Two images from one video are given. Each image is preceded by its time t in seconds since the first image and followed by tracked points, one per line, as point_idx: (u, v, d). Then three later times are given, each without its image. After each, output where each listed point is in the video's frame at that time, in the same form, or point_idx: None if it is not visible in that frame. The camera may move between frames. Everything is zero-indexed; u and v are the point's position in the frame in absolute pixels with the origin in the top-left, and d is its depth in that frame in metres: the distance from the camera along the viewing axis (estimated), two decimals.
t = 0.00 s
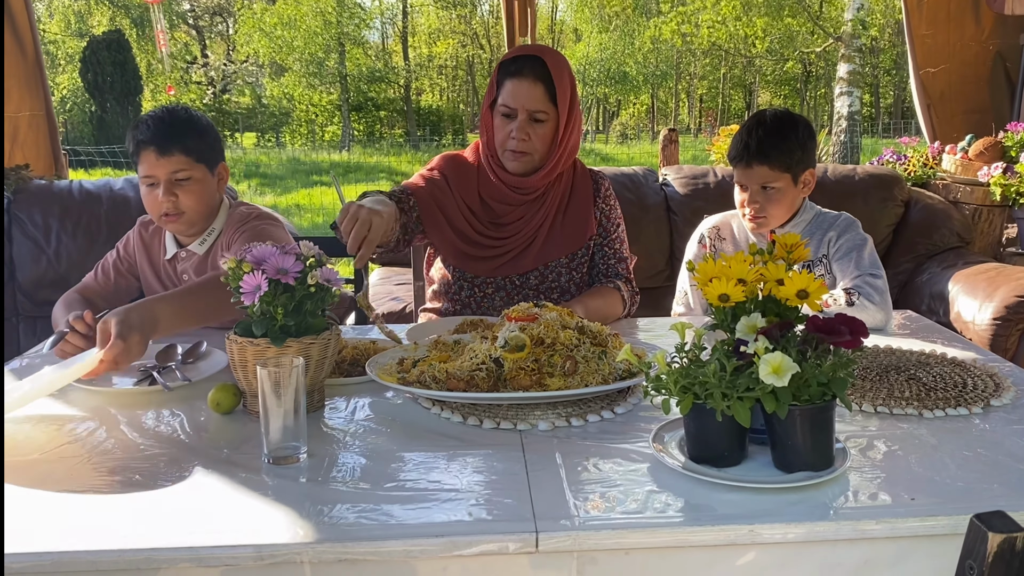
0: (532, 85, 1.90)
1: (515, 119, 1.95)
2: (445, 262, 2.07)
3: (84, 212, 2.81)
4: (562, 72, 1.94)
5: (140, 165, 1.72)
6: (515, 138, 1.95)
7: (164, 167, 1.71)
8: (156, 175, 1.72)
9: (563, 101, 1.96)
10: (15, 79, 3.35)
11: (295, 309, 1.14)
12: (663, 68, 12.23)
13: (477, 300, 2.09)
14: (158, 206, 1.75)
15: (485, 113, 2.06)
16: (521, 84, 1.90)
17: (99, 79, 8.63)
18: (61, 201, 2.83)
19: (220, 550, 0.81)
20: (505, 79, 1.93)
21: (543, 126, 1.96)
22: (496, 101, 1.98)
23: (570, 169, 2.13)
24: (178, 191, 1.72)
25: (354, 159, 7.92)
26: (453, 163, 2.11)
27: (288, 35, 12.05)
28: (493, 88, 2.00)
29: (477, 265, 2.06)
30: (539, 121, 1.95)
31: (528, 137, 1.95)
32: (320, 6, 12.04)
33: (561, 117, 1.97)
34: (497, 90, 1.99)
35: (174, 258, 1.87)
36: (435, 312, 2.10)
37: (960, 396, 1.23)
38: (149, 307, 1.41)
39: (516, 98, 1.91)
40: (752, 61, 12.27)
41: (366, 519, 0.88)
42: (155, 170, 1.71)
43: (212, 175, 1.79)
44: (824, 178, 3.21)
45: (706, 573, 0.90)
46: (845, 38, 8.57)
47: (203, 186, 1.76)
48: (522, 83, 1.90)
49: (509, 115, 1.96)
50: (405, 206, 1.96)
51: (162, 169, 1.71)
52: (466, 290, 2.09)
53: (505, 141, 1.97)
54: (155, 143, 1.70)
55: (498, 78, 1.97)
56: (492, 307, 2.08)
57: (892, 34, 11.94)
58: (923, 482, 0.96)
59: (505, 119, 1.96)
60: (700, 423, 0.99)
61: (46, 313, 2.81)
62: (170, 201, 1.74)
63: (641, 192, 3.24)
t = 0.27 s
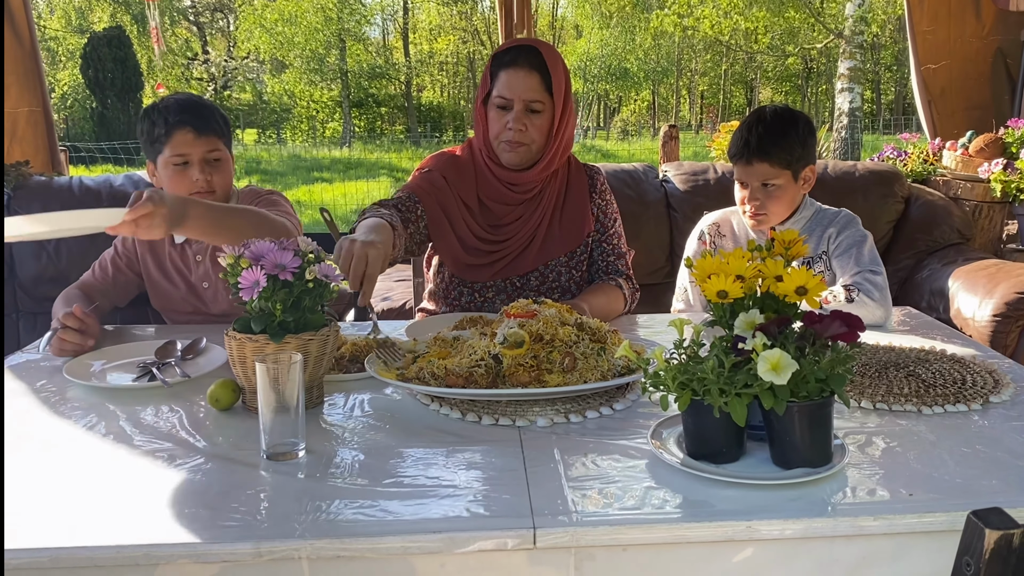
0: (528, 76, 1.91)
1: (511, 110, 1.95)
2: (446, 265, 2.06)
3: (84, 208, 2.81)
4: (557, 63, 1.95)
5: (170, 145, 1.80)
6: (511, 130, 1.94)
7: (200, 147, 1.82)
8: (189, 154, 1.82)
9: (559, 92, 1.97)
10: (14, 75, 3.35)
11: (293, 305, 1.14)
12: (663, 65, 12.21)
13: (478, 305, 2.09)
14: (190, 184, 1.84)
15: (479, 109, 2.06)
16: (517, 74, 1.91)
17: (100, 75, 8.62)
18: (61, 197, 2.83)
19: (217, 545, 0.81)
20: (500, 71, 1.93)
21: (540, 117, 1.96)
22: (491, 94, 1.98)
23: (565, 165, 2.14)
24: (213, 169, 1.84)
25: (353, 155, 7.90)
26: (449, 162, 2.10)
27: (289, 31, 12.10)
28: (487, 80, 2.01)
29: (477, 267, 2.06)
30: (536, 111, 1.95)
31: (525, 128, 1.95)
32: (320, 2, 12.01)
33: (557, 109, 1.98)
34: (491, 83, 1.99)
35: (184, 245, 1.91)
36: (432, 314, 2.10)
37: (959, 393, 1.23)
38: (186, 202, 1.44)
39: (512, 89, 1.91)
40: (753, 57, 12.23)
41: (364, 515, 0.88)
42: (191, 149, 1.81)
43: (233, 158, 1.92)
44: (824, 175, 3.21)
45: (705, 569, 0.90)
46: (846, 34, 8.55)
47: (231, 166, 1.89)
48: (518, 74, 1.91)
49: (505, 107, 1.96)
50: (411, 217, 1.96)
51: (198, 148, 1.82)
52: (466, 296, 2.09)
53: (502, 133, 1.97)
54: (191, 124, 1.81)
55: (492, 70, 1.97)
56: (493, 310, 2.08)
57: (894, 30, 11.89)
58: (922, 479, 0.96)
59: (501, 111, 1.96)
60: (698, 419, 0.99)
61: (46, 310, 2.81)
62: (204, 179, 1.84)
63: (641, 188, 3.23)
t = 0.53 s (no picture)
0: (523, 73, 1.92)
1: (507, 110, 1.94)
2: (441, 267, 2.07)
3: (84, 204, 2.81)
4: (552, 62, 1.95)
5: (185, 138, 1.77)
6: (509, 129, 1.93)
7: (215, 139, 1.80)
8: (205, 147, 1.79)
9: (554, 90, 1.96)
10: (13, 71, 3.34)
11: (294, 301, 1.14)
12: (665, 61, 12.16)
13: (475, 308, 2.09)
14: (208, 176, 1.82)
15: (476, 108, 2.06)
16: (514, 73, 1.91)
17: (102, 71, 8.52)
18: (61, 193, 2.82)
19: (217, 541, 0.82)
20: (496, 70, 1.93)
21: (536, 115, 1.96)
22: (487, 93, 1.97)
23: (562, 164, 2.13)
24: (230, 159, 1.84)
25: (355, 152, 7.91)
26: (444, 163, 2.10)
27: (291, 28, 12.02)
28: (482, 79, 2.00)
29: (473, 269, 2.07)
30: (532, 109, 1.95)
31: (522, 128, 1.93)
32: None
33: (553, 108, 1.97)
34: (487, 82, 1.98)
35: (192, 233, 1.90)
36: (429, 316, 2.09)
37: (959, 389, 1.23)
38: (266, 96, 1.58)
39: (508, 88, 1.91)
40: (755, 53, 12.23)
41: (365, 511, 0.88)
42: (207, 141, 1.79)
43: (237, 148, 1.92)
44: (825, 171, 3.21)
45: (704, 566, 0.90)
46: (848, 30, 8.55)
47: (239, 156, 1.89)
48: (514, 73, 1.91)
49: (502, 106, 1.95)
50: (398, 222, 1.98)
51: (213, 140, 1.80)
52: (463, 299, 2.08)
53: (498, 133, 1.97)
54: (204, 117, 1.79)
55: (488, 69, 1.97)
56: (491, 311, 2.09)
57: (895, 27, 11.88)
58: (921, 475, 0.96)
59: (497, 110, 1.96)
60: (698, 415, 0.99)
61: (48, 306, 2.81)
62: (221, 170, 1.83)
63: (641, 184, 3.23)
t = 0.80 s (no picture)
0: (520, 72, 1.91)
1: (505, 108, 1.94)
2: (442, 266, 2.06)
3: (85, 201, 2.81)
4: (548, 59, 1.95)
5: (175, 143, 1.79)
6: (507, 128, 1.93)
7: (204, 139, 1.81)
8: (194, 149, 1.80)
9: (551, 88, 1.96)
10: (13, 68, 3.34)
11: (294, 299, 1.14)
12: (668, 59, 12.24)
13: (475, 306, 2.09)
14: (202, 177, 1.82)
15: (473, 106, 2.05)
16: (509, 72, 1.90)
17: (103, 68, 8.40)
18: (62, 190, 2.82)
19: (218, 538, 0.82)
20: (492, 68, 1.92)
21: (534, 113, 1.96)
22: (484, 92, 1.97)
23: (560, 160, 2.13)
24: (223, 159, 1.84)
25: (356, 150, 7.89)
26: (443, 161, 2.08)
27: (292, 25, 12.23)
28: (478, 77, 1.99)
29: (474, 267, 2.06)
30: (530, 108, 1.94)
31: (520, 126, 1.94)
32: None
33: (551, 105, 1.98)
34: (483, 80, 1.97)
35: (194, 229, 1.91)
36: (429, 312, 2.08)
37: (960, 387, 1.23)
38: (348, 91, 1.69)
39: (505, 87, 1.90)
40: (758, 50, 12.18)
41: (366, 508, 0.88)
42: (195, 143, 1.79)
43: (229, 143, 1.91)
44: (827, 168, 3.20)
45: (705, 563, 0.90)
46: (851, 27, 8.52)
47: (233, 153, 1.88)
48: (510, 71, 1.90)
49: (500, 105, 1.95)
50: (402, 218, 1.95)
51: (202, 141, 1.80)
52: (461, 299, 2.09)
53: (497, 131, 1.96)
54: (190, 119, 1.79)
55: (484, 66, 1.96)
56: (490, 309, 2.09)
57: (899, 24, 11.84)
58: (922, 472, 0.96)
59: (495, 109, 1.95)
60: (698, 413, 0.99)
61: (49, 304, 2.81)
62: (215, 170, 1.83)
63: (643, 182, 3.23)
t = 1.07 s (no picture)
0: (529, 72, 1.90)
1: (513, 108, 1.94)
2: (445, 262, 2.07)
3: (87, 199, 2.82)
4: (559, 58, 1.95)
5: (180, 141, 1.78)
6: (514, 128, 1.94)
7: (210, 137, 1.81)
8: (201, 147, 1.79)
9: (560, 89, 1.97)
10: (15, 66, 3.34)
11: (296, 297, 1.15)
12: (670, 57, 12.19)
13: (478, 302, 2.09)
14: (208, 176, 1.82)
15: (480, 104, 2.05)
16: (518, 72, 1.90)
17: (105, 67, 8.37)
18: (65, 189, 2.83)
19: (220, 536, 0.82)
20: (501, 67, 1.92)
21: (542, 114, 1.96)
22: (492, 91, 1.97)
23: (566, 159, 2.14)
24: (227, 156, 1.84)
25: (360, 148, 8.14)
26: (449, 160, 2.09)
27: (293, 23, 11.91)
28: (487, 76, 2.00)
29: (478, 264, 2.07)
30: (538, 108, 1.94)
31: (528, 126, 1.94)
32: None
33: (559, 106, 1.98)
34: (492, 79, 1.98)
35: (198, 227, 1.90)
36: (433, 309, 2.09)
37: (961, 385, 1.23)
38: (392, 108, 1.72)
39: (513, 86, 1.90)
40: (760, 49, 12.18)
41: (367, 505, 0.88)
42: (202, 141, 1.79)
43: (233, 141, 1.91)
44: (829, 167, 3.20)
45: (705, 561, 0.90)
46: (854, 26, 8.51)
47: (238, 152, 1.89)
48: (519, 71, 1.90)
49: (507, 104, 1.95)
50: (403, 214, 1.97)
51: (208, 139, 1.80)
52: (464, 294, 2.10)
53: (504, 131, 1.96)
54: (196, 118, 1.79)
55: (492, 65, 1.96)
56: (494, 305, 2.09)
57: (901, 23, 11.82)
58: (922, 470, 0.97)
59: (503, 108, 1.95)
60: (700, 411, 0.99)
61: (52, 302, 2.82)
62: (221, 168, 1.83)
63: (645, 180, 3.23)
